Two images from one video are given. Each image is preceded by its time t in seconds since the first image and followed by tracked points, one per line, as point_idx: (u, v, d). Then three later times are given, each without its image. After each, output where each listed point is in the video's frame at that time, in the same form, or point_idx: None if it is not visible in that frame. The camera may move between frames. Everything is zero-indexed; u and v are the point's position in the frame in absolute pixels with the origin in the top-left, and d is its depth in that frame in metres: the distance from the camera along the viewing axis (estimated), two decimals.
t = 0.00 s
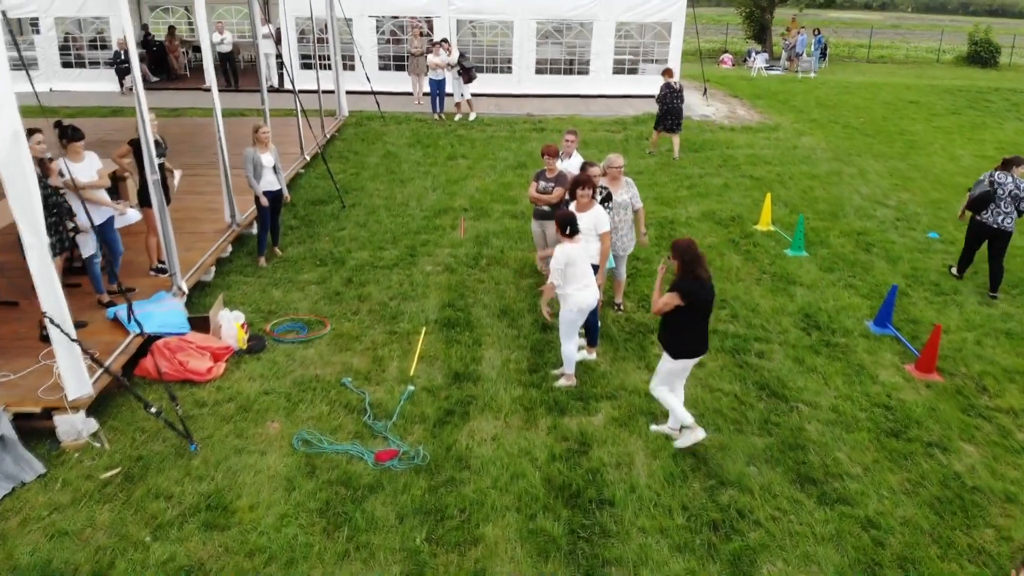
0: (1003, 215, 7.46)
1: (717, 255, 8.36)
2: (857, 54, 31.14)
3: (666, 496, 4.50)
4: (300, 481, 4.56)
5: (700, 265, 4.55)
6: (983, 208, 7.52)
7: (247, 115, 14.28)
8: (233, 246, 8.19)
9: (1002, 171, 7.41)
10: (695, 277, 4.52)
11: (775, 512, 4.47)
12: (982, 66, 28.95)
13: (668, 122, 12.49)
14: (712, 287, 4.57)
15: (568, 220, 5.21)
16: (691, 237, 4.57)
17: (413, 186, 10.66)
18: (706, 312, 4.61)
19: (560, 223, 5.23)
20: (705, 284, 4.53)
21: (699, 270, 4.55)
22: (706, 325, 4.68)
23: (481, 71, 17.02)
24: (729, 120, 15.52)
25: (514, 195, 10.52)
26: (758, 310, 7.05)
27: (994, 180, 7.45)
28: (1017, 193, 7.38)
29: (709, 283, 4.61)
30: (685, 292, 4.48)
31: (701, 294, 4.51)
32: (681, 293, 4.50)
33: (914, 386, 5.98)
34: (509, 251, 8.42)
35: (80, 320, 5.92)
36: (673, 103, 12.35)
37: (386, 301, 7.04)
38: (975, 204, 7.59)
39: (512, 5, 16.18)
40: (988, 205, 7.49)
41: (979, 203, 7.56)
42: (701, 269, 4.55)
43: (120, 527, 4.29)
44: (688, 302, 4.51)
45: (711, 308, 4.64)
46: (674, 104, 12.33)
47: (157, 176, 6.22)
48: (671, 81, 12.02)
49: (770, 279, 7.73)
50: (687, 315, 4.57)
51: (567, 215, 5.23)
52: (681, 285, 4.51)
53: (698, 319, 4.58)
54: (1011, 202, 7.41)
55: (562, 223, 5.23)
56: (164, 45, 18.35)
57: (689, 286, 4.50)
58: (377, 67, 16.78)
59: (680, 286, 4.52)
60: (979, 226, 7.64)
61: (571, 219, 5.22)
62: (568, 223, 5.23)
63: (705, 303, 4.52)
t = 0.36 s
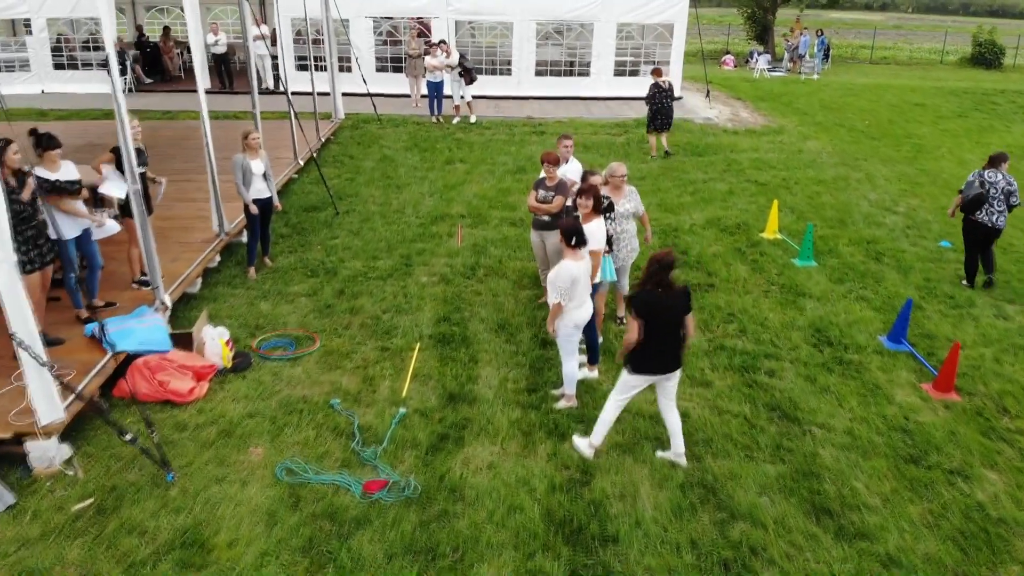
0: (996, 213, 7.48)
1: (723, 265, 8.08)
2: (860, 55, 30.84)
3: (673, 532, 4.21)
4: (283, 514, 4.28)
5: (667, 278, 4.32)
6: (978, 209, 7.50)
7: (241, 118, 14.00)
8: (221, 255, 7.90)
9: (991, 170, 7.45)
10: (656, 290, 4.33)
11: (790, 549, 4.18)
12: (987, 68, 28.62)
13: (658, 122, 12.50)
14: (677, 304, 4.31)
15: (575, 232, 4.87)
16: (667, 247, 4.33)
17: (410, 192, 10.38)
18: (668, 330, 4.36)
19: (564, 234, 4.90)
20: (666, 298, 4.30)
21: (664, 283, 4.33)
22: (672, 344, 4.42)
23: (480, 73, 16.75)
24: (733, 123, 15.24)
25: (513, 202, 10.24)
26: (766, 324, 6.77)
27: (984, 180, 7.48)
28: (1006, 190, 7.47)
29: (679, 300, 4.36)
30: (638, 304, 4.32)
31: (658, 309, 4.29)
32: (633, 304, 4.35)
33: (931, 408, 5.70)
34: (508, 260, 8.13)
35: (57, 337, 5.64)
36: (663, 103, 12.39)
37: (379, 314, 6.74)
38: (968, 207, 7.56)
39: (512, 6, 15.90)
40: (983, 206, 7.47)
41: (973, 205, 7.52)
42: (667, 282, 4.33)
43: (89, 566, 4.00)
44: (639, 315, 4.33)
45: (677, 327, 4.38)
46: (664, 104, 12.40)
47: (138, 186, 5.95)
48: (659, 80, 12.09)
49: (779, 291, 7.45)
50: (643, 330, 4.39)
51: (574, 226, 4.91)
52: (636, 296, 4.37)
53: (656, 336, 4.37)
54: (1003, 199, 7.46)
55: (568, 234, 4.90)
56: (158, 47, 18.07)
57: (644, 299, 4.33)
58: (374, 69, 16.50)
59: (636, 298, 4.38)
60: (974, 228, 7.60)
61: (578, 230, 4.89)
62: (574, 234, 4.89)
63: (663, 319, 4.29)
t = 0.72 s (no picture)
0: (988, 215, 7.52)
1: (728, 276, 7.78)
2: (863, 56, 30.54)
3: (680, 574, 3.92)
4: (262, 554, 4.00)
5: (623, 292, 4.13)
6: (976, 212, 7.45)
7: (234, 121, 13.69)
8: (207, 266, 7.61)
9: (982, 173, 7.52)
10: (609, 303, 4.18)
11: None
12: (991, 69, 28.30)
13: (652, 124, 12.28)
14: (627, 321, 4.11)
15: (575, 250, 4.58)
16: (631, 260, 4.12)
17: (405, 198, 10.08)
18: (616, 347, 4.19)
19: (564, 252, 4.61)
20: (615, 312, 4.15)
21: (619, 296, 4.17)
22: (624, 364, 4.22)
23: (479, 75, 16.45)
24: (736, 126, 14.94)
25: (511, 209, 9.95)
26: (774, 340, 6.48)
27: (977, 183, 7.49)
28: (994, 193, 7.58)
29: (633, 318, 4.14)
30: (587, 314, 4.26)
31: (603, 321, 4.18)
32: (587, 311, 4.27)
33: (950, 432, 5.41)
34: (505, 270, 7.84)
35: (30, 357, 5.37)
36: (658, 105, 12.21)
37: (369, 330, 6.45)
38: (966, 211, 7.49)
39: (512, 7, 15.62)
40: (982, 209, 7.42)
41: (971, 209, 7.46)
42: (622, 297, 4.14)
43: None
44: (589, 324, 4.25)
45: (626, 346, 4.17)
46: (657, 105, 12.21)
47: (115, 198, 5.66)
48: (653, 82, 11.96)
49: (787, 304, 7.15)
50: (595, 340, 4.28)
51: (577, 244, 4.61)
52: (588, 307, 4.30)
53: (606, 350, 4.23)
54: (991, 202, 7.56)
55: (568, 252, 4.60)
56: (152, 48, 17.79)
57: (592, 309, 4.25)
58: (371, 71, 16.21)
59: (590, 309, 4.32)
60: (969, 232, 7.56)
61: (579, 249, 4.59)
62: (575, 253, 4.60)
63: (607, 332, 4.15)
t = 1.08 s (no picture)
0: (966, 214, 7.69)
1: (736, 289, 7.48)
2: (866, 58, 30.24)
3: None
4: None
5: (615, 316, 3.84)
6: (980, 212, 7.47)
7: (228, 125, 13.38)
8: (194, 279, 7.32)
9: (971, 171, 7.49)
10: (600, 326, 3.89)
11: None
12: (996, 70, 27.99)
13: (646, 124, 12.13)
14: (616, 345, 3.82)
15: (575, 273, 4.28)
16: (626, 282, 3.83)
17: (401, 206, 9.78)
18: (606, 372, 3.90)
19: (564, 274, 4.31)
20: (605, 337, 3.87)
21: (611, 319, 3.88)
22: (614, 392, 3.92)
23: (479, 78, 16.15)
24: (740, 130, 14.64)
25: (510, 217, 9.65)
26: (786, 359, 6.18)
27: (977, 184, 7.42)
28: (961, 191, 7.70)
29: (624, 344, 3.84)
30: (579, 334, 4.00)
31: (592, 344, 3.90)
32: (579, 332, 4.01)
33: (974, 460, 5.11)
34: (505, 282, 7.54)
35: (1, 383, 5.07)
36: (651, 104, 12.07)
37: (362, 348, 6.14)
38: (974, 213, 7.42)
39: (511, 7, 15.32)
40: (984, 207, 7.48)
41: (978, 210, 7.44)
42: (613, 320, 3.85)
43: None
44: (579, 346, 3.98)
45: (616, 372, 3.87)
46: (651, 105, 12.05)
47: (91, 212, 5.36)
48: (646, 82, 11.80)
49: (798, 320, 6.85)
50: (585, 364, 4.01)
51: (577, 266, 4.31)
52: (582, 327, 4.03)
53: (596, 375, 3.95)
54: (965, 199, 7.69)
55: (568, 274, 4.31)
56: (145, 50, 17.52)
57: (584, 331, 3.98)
58: (368, 74, 15.91)
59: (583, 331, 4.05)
60: (965, 230, 7.59)
61: (579, 270, 4.30)
62: (575, 274, 4.30)
63: (596, 356, 3.88)
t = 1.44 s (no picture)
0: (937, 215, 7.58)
1: (745, 303, 7.16)
2: (869, 59, 29.93)
3: None
4: None
5: (617, 346, 3.50)
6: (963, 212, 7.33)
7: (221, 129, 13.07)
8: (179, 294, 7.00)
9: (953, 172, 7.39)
10: (600, 357, 3.56)
11: None
12: (1001, 72, 27.68)
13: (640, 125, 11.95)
14: (618, 380, 3.49)
15: (562, 295, 3.97)
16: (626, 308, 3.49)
17: (397, 214, 9.47)
18: (607, 407, 3.57)
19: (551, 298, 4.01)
20: (605, 369, 3.53)
21: (612, 350, 3.53)
22: (616, 428, 3.60)
23: (478, 80, 15.84)
24: (745, 133, 14.34)
25: (509, 225, 9.35)
26: (800, 381, 5.87)
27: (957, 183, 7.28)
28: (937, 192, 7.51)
29: (627, 376, 3.51)
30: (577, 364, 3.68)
31: (592, 377, 3.58)
32: (577, 363, 3.68)
33: (1003, 493, 4.80)
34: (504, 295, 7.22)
35: None
36: (645, 106, 11.95)
37: (353, 368, 5.83)
38: (957, 213, 7.28)
39: (511, 8, 15.02)
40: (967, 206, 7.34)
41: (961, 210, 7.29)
42: (615, 350, 3.51)
43: None
44: (577, 379, 3.66)
45: (618, 408, 3.54)
46: (644, 106, 11.92)
47: (65, 228, 5.06)
48: (638, 84, 11.60)
49: (811, 337, 6.55)
50: (586, 399, 3.68)
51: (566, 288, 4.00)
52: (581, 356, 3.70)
53: (597, 409, 3.63)
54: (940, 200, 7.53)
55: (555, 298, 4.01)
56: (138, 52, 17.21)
57: (583, 360, 3.65)
58: (365, 76, 15.59)
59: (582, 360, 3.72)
60: (950, 230, 7.45)
61: (566, 293, 3.98)
62: (561, 297, 3.98)
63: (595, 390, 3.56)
